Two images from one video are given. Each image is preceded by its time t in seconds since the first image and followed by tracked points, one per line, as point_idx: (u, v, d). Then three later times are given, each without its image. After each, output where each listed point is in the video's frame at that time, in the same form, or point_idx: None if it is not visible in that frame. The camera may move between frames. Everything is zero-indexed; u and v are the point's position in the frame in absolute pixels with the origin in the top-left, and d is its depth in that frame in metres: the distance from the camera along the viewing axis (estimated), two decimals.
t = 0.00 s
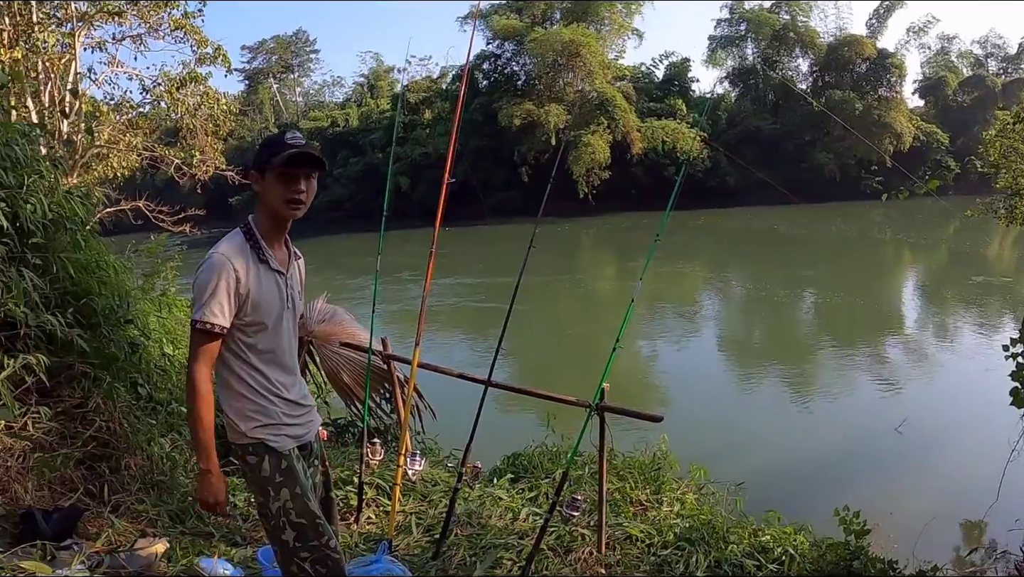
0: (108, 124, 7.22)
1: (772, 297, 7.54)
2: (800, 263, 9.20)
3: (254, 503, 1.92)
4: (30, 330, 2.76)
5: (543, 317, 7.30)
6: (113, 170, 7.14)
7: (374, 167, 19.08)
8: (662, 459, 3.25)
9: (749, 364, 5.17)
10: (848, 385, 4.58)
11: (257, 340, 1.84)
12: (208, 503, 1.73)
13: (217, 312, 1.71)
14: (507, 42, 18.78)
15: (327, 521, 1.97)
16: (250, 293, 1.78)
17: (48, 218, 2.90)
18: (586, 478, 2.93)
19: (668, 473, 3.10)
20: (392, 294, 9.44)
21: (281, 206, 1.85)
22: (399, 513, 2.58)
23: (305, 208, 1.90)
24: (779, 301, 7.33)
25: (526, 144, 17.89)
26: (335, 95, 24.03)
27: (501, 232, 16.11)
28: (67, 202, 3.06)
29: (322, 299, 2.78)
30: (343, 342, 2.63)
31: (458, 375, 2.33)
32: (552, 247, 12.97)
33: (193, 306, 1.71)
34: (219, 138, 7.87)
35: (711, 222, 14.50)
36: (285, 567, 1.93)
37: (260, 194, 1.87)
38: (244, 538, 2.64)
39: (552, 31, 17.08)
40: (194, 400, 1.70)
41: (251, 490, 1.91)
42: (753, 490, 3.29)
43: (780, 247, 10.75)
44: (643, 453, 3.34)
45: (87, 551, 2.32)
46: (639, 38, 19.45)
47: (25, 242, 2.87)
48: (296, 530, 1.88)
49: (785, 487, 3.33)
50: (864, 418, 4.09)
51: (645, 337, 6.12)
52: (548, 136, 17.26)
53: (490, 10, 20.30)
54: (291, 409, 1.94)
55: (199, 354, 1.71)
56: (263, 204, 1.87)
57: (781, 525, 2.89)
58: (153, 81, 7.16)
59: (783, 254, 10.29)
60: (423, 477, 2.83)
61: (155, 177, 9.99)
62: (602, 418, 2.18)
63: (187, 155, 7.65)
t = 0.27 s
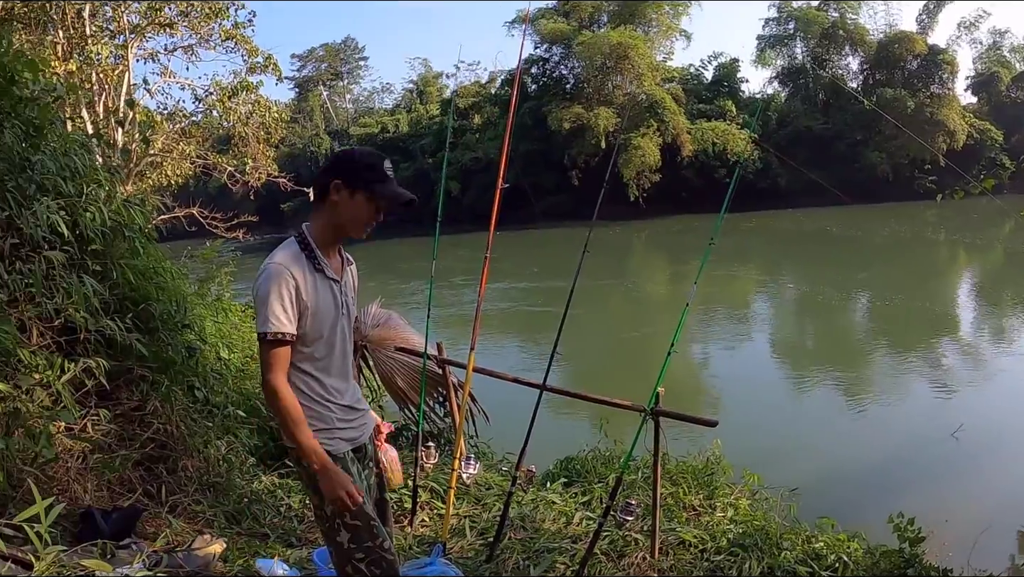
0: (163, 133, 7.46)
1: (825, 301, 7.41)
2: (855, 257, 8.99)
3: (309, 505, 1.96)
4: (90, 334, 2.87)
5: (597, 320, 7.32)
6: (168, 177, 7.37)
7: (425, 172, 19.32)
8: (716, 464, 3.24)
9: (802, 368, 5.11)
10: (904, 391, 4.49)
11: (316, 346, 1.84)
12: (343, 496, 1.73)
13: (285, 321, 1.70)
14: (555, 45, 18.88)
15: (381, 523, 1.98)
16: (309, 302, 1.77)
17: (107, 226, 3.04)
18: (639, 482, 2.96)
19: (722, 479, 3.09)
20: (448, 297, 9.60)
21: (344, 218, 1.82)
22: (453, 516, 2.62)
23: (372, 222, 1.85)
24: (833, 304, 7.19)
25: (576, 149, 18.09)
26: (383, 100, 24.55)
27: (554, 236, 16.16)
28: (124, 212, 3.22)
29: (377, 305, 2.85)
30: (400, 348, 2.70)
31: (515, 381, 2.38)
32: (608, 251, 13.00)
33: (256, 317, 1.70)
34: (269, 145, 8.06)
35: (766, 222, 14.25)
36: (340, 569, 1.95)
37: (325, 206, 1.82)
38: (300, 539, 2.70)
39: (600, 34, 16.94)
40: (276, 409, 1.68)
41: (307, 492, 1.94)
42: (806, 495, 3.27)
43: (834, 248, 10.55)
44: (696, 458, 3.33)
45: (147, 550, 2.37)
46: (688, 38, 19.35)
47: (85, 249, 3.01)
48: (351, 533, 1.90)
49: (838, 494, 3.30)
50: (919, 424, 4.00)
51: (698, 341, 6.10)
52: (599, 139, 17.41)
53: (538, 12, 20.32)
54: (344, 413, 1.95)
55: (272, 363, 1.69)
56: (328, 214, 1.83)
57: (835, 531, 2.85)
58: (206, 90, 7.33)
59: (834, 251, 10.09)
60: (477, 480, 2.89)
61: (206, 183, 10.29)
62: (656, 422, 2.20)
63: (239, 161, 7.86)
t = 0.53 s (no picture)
0: (210, 139, 7.63)
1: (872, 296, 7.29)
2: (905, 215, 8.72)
3: (355, 505, 1.98)
4: (143, 337, 2.95)
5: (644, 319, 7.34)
6: (216, 183, 7.54)
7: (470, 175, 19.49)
8: (765, 464, 3.24)
9: (848, 365, 5.06)
10: (956, 387, 4.40)
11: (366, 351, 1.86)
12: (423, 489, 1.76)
13: (349, 327, 1.71)
14: (598, 45, 18.89)
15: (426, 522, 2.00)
16: (370, 310, 1.79)
17: (158, 232, 3.14)
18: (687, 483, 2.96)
19: (771, 479, 3.09)
20: (496, 297, 9.70)
21: (419, 240, 1.86)
22: (502, 517, 2.65)
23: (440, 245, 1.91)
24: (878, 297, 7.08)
25: (619, 147, 17.98)
26: (425, 102, 24.64)
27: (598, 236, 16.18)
28: (175, 217, 3.33)
29: (425, 305, 2.86)
30: (450, 348, 2.71)
31: (563, 381, 2.41)
32: (655, 250, 12.96)
33: (321, 319, 1.71)
34: (314, 150, 8.20)
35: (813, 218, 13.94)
36: (388, 568, 1.98)
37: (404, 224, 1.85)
38: (349, 539, 2.74)
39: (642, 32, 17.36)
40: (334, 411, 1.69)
41: (352, 492, 1.97)
42: (857, 496, 3.26)
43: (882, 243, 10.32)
44: (744, 458, 3.33)
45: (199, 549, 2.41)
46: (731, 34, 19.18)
47: (137, 255, 3.11)
48: (397, 532, 1.92)
49: (887, 493, 3.27)
50: (970, 422, 3.92)
51: (744, 339, 6.08)
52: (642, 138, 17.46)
53: (578, 12, 20.28)
54: (386, 416, 1.97)
55: (330, 367, 1.70)
56: (404, 231, 1.86)
57: (885, 532, 2.83)
58: (252, 98, 7.56)
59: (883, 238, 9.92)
60: (527, 480, 2.95)
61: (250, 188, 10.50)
62: (706, 422, 2.18)
63: (285, 167, 8.01)
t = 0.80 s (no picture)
0: (238, 138, 7.70)
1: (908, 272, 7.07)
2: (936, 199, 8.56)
3: (382, 501, 1.98)
4: (173, 333, 2.99)
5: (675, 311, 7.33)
6: (245, 180, 7.62)
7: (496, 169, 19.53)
8: (798, 455, 3.21)
9: (882, 356, 4.93)
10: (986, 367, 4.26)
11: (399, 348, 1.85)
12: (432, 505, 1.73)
13: (390, 321, 1.69)
14: (625, 35, 19.18)
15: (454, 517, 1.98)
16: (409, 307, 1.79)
17: (186, 228, 3.18)
18: (720, 473, 2.94)
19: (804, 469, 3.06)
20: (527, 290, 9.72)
21: (462, 244, 1.88)
22: (533, 508, 2.66)
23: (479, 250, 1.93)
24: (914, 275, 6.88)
25: (649, 137, 17.85)
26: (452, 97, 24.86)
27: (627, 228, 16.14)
28: (202, 214, 3.38)
29: (454, 299, 2.88)
30: (479, 341, 2.73)
31: (593, 369, 2.42)
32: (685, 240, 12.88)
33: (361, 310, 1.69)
34: (342, 146, 8.24)
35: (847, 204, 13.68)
36: (417, 563, 1.97)
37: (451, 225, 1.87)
38: (379, 532, 2.73)
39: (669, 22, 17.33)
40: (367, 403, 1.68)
41: (378, 487, 1.97)
42: (891, 487, 3.24)
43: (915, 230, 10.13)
44: (777, 448, 3.31)
45: (229, 542, 2.45)
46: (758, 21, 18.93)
47: (166, 251, 3.15)
48: (424, 527, 1.91)
49: (920, 486, 3.24)
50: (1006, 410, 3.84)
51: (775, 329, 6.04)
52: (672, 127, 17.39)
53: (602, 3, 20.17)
54: (409, 410, 1.97)
55: (367, 358, 1.68)
56: (449, 233, 1.87)
57: (920, 523, 2.81)
58: (279, 95, 7.63)
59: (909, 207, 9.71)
60: (557, 472, 2.95)
61: (277, 183, 10.60)
62: (738, 411, 2.18)
63: (313, 164, 8.07)
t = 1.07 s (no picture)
0: (250, 129, 7.68)
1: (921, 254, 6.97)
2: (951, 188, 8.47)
3: (382, 505, 1.92)
4: (182, 323, 2.99)
5: (688, 301, 7.33)
6: (257, 171, 7.63)
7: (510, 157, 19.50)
8: (810, 446, 3.20)
9: (894, 348, 4.87)
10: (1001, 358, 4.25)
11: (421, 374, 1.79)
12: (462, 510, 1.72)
13: (425, 346, 1.63)
14: (637, 24, 18.88)
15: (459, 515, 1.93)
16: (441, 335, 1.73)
17: (195, 219, 3.18)
18: (731, 465, 2.90)
19: (815, 460, 3.06)
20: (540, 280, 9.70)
21: (497, 283, 1.82)
22: (542, 498, 2.66)
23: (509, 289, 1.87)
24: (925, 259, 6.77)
25: (662, 127, 17.50)
26: (464, 86, 24.93)
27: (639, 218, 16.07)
28: (213, 204, 3.38)
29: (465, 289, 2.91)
30: (489, 328, 2.75)
31: (604, 359, 2.43)
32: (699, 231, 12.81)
33: (396, 328, 1.63)
34: (354, 136, 8.21)
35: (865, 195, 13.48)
36: (426, 565, 1.92)
37: (487, 262, 1.80)
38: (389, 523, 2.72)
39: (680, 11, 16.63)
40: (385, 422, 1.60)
41: (377, 492, 1.90)
42: (903, 480, 3.22)
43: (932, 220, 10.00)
44: (789, 439, 3.30)
45: (235, 532, 2.43)
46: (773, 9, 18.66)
47: (175, 241, 3.15)
48: (429, 527, 1.86)
49: (932, 479, 3.24)
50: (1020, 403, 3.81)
51: (787, 319, 6.03)
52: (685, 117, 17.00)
53: None
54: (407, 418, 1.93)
55: (392, 376, 1.61)
56: (487, 271, 1.81)
57: (931, 517, 2.79)
58: (291, 86, 7.61)
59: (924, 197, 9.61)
60: (568, 463, 2.95)
61: (288, 173, 10.62)
62: (750, 402, 2.17)
63: (325, 154, 8.02)
